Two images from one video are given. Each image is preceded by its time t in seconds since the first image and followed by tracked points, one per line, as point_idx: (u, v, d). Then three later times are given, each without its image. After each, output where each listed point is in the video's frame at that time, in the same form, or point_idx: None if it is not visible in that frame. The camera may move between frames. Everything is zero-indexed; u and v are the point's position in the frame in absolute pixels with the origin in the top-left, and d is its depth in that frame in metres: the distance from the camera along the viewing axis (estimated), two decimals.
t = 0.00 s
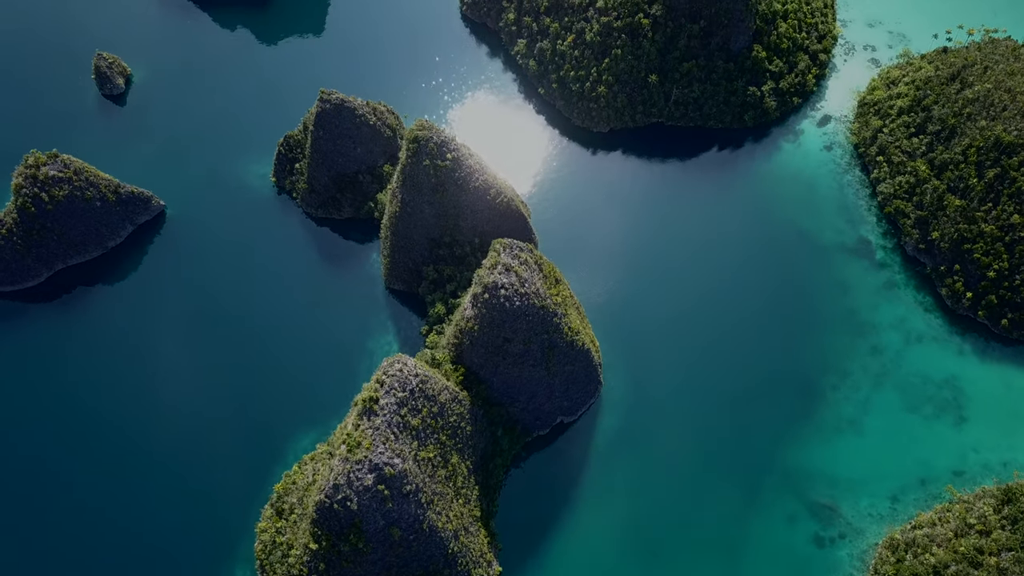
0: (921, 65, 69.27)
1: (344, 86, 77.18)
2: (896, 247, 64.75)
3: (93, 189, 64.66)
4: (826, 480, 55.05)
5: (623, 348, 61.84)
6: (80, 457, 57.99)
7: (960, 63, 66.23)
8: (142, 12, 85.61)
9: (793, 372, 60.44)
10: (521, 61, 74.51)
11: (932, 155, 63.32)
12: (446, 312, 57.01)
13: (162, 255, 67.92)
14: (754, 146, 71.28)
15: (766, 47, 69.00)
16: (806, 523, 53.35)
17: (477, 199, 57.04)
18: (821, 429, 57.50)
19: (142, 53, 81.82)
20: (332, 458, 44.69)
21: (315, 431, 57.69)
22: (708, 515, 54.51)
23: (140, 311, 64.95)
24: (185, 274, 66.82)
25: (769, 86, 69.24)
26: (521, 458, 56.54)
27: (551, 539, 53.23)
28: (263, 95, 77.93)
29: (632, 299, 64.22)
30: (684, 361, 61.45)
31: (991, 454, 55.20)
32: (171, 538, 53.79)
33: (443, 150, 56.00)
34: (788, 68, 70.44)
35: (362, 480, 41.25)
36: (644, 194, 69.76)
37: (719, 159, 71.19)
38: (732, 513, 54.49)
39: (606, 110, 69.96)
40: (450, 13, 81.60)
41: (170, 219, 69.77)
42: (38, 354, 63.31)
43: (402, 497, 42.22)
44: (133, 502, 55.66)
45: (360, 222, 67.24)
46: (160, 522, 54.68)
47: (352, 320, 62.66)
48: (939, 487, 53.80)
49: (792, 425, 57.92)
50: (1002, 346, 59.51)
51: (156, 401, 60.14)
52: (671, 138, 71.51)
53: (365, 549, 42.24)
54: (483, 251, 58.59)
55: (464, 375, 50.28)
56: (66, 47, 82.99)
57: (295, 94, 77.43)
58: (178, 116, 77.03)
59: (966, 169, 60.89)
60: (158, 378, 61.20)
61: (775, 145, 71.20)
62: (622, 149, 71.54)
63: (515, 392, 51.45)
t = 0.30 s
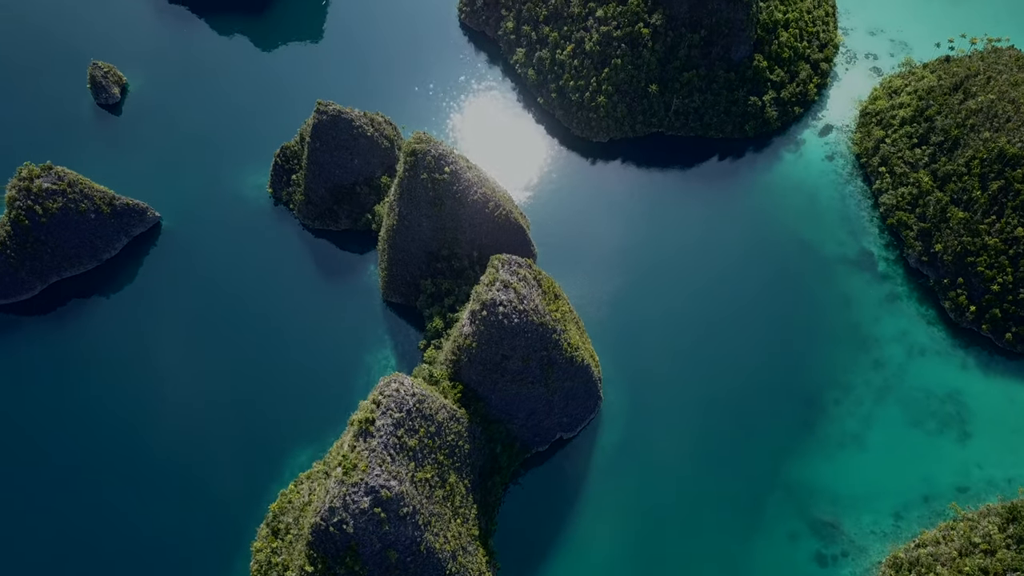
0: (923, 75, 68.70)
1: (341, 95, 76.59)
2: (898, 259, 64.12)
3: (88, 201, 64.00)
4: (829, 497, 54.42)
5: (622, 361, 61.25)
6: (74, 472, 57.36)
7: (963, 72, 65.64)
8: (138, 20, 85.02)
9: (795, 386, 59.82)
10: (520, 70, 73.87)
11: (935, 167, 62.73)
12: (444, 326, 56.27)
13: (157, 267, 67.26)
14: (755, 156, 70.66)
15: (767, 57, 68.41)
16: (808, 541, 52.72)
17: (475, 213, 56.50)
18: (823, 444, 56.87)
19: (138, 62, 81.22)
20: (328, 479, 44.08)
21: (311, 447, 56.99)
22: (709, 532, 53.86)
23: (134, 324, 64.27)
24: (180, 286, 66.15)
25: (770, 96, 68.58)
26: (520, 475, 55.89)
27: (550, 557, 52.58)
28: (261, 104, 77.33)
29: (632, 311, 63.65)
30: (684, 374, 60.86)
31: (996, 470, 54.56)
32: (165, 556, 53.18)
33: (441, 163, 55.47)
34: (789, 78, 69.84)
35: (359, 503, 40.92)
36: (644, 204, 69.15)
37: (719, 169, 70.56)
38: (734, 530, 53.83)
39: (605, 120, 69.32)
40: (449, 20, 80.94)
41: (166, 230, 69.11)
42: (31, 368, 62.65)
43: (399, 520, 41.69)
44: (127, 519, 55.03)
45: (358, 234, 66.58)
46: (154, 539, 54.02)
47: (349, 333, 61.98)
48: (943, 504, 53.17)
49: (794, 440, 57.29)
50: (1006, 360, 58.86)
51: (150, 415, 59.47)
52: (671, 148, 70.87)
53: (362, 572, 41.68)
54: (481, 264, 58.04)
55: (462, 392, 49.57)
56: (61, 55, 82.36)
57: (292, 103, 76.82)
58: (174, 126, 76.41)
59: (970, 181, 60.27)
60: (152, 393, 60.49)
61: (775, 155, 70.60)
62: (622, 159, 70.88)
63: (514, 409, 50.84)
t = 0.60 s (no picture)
0: (925, 84, 68.11)
1: (338, 104, 75.95)
2: (901, 271, 63.47)
3: (82, 214, 63.33)
4: (831, 514, 53.79)
5: (622, 376, 60.58)
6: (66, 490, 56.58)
7: (966, 82, 65.05)
8: (134, 28, 84.30)
9: (796, 401, 59.14)
10: (518, 80, 73.22)
11: (938, 178, 62.12)
12: (442, 341, 55.58)
13: (151, 279, 66.53)
14: (756, 166, 70.00)
15: (768, 67, 67.80)
16: (810, 559, 52.09)
17: (473, 227, 55.94)
18: (825, 460, 56.19)
19: (133, 71, 80.55)
20: (323, 501, 43.54)
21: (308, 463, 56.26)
22: (710, 550, 53.17)
23: (128, 337, 63.54)
24: (175, 298, 65.42)
25: (771, 106, 67.90)
26: (518, 492, 55.18)
27: None
28: (257, 113, 76.66)
29: (631, 324, 62.99)
30: (684, 388, 60.20)
31: (1000, 487, 53.89)
32: None
33: (438, 177, 54.89)
34: (790, 87, 69.16)
35: (355, 527, 40.37)
36: (644, 215, 68.48)
37: (720, 179, 69.89)
38: (735, 548, 53.14)
39: (605, 131, 68.63)
40: (447, 28, 80.30)
41: (161, 242, 68.40)
42: (24, 382, 61.92)
43: (395, 543, 41.11)
44: (120, 537, 54.27)
45: (355, 246, 65.89)
46: (146, 559, 53.24)
47: (346, 347, 61.24)
48: (946, 522, 52.49)
49: (795, 455, 56.62)
50: (1010, 374, 58.23)
51: (144, 431, 58.75)
52: (671, 158, 70.22)
53: None
54: (480, 278, 57.43)
55: (460, 410, 48.91)
56: (56, 64, 81.58)
57: (289, 113, 76.13)
58: (170, 136, 75.68)
59: (973, 194, 59.66)
60: (146, 407, 59.78)
61: (776, 165, 69.94)
62: (622, 169, 70.26)
63: (513, 426, 50.14)
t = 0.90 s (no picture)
0: (928, 94, 67.57)
1: (335, 114, 75.33)
2: (904, 283, 62.84)
3: (76, 226, 62.77)
4: (833, 531, 53.14)
5: (622, 391, 59.83)
6: (59, 507, 55.76)
7: (969, 92, 64.53)
8: (129, 36, 83.58)
9: (799, 416, 58.43)
10: (518, 89, 72.57)
11: (941, 190, 61.58)
12: (440, 355, 54.86)
13: (147, 291, 65.83)
14: (757, 176, 69.37)
15: (769, 76, 67.21)
16: None
17: (472, 240, 55.35)
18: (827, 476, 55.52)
19: (129, 79, 79.87)
20: (319, 522, 42.99)
21: (304, 480, 55.48)
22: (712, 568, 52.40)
23: (123, 350, 62.88)
24: (170, 310, 64.76)
25: (773, 116, 67.23)
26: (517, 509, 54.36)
27: None
28: (254, 123, 76.03)
29: (632, 336, 62.28)
30: (685, 403, 59.47)
31: (1006, 503, 53.24)
32: None
33: (437, 190, 54.30)
34: (792, 97, 68.49)
35: (350, 551, 39.72)
36: (644, 226, 67.82)
37: (721, 189, 69.25)
38: (737, 566, 52.38)
39: (604, 141, 67.95)
40: (445, 36, 79.68)
41: (156, 254, 67.74)
42: (18, 397, 61.20)
43: (393, 566, 40.60)
44: (113, 555, 53.44)
45: (353, 257, 65.27)
46: None
47: (343, 361, 60.52)
48: (950, 539, 51.88)
49: (797, 470, 55.93)
50: (1014, 389, 57.60)
51: (138, 446, 58.00)
52: (672, 168, 69.60)
53: None
54: (478, 292, 56.79)
55: (458, 428, 48.28)
56: (51, 72, 80.86)
57: (286, 122, 75.48)
58: (166, 145, 75.03)
59: (977, 206, 59.12)
60: (141, 422, 59.07)
61: (778, 175, 69.31)
62: (622, 179, 69.61)
63: (512, 444, 49.47)
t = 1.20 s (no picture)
0: (930, 104, 67.02)
1: (333, 123, 74.72)
2: (906, 296, 62.26)
3: (70, 239, 62.18)
4: (836, 549, 52.46)
5: (622, 405, 59.08)
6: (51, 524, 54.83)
7: (972, 103, 63.97)
8: (124, 43, 82.75)
9: (801, 431, 57.79)
10: (517, 98, 71.93)
11: (944, 201, 61.02)
12: (438, 370, 53.99)
13: (142, 304, 65.12)
14: (758, 187, 68.78)
15: (771, 86, 66.65)
16: None
17: (470, 254, 54.80)
18: (830, 493, 54.87)
19: (124, 88, 79.09)
20: (313, 545, 42.37)
21: (300, 496, 54.69)
22: None
23: (117, 363, 62.11)
24: (166, 323, 64.03)
25: (774, 126, 66.62)
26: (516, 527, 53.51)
27: None
28: (251, 132, 75.39)
29: (631, 349, 61.60)
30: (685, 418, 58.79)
31: (1010, 520, 52.65)
32: None
33: (434, 204, 53.70)
34: (793, 107, 67.89)
35: None
36: (644, 237, 67.21)
37: (721, 200, 68.66)
38: None
39: (604, 152, 67.25)
40: (444, 45, 79.10)
41: (152, 266, 67.06)
42: (10, 411, 60.36)
43: None
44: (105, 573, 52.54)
45: (350, 269, 64.67)
46: None
47: (340, 375, 59.84)
48: (954, 557, 51.27)
49: (800, 486, 55.28)
50: (1018, 403, 57.04)
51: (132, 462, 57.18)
52: (672, 178, 69.04)
53: None
54: (476, 306, 56.19)
55: (456, 447, 47.66)
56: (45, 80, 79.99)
57: (283, 132, 74.85)
58: (162, 155, 74.35)
59: (980, 219, 58.52)
60: (135, 437, 58.31)
61: (779, 186, 68.70)
62: (622, 190, 69.07)
63: (510, 462, 48.85)
